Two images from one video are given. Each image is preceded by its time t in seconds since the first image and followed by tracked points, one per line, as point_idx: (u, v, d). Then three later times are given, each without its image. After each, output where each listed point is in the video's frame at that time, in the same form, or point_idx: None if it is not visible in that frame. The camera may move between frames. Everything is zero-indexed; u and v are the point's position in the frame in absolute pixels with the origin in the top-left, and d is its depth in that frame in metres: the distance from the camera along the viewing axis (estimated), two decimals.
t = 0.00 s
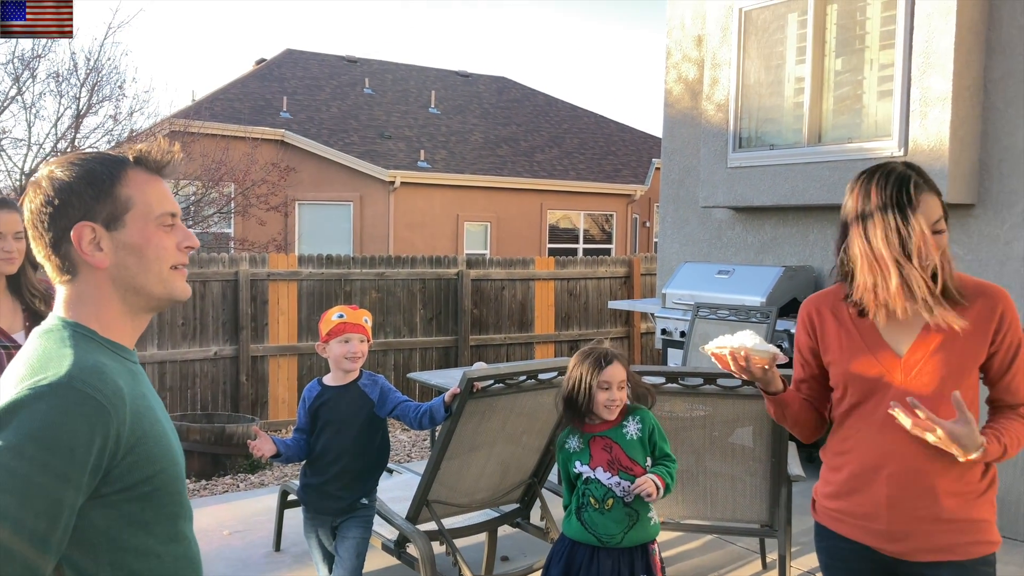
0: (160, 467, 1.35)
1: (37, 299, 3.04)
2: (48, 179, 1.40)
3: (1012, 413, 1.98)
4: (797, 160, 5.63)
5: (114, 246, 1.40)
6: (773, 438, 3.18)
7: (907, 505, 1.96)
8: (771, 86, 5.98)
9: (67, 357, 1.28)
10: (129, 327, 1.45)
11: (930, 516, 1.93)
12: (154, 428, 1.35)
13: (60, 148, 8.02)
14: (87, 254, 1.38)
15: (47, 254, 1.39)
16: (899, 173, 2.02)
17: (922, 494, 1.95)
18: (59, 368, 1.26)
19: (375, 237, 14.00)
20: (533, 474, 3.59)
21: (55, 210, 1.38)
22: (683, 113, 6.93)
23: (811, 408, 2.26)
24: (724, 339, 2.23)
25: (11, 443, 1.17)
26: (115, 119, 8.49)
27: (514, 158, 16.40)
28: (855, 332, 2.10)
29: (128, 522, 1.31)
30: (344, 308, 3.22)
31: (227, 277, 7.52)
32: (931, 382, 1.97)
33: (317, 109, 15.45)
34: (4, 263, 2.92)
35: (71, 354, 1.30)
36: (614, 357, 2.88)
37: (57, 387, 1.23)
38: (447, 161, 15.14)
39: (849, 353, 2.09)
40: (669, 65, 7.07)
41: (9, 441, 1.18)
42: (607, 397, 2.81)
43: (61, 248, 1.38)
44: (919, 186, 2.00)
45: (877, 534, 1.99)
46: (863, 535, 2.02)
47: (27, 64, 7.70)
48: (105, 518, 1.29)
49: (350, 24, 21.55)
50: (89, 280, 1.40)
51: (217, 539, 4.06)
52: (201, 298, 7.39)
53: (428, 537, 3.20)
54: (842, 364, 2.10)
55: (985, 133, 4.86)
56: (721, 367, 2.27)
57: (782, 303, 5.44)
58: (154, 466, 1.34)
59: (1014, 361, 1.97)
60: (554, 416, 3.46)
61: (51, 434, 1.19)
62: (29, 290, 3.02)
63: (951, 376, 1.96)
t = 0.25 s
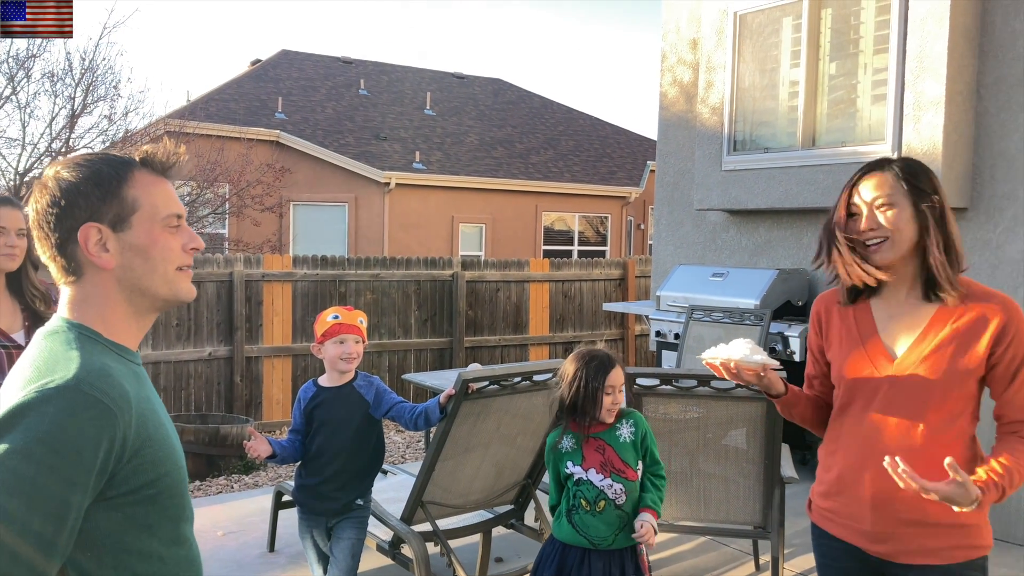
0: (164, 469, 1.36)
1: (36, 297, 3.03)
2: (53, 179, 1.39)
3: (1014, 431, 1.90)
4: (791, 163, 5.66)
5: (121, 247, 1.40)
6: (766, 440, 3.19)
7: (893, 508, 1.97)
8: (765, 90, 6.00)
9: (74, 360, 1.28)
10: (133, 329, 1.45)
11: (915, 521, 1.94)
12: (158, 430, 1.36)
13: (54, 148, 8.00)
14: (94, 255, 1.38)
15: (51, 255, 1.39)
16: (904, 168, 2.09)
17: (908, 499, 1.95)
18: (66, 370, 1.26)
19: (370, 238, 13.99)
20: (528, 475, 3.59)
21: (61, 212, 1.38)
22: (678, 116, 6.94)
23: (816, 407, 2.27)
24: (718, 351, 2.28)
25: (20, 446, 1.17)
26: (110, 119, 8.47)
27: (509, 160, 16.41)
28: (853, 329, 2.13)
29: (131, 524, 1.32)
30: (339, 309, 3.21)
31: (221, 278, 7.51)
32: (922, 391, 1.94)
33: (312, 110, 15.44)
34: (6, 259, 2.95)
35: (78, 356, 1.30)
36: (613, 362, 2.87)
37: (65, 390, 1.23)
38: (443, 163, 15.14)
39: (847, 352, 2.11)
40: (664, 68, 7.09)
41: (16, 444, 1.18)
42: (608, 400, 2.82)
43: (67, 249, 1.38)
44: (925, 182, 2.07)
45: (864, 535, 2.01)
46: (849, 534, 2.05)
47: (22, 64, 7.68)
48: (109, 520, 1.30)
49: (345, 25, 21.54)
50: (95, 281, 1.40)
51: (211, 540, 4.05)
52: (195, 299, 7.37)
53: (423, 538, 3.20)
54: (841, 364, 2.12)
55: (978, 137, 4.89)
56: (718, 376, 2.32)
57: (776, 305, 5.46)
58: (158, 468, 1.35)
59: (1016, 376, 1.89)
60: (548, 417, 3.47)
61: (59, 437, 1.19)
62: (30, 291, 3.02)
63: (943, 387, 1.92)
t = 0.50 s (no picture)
0: (176, 474, 1.35)
1: (35, 293, 3.02)
2: (62, 179, 1.38)
3: (1002, 440, 1.89)
4: (787, 165, 5.68)
5: (136, 246, 1.40)
6: (762, 441, 3.20)
7: (879, 509, 1.98)
8: (762, 92, 6.02)
9: (91, 365, 1.27)
10: (146, 327, 1.46)
11: (901, 523, 1.95)
12: (170, 436, 1.35)
13: (50, 147, 7.98)
14: (111, 254, 1.38)
15: (63, 255, 1.38)
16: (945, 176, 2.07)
17: (896, 501, 1.96)
18: (84, 375, 1.25)
19: (366, 238, 13.99)
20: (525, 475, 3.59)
21: (75, 211, 1.37)
22: (674, 118, 6.96)
23: (813, 407, 2.28)
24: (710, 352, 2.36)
25: (39, 450, 1.16)
26: (106, 118, 8.45)
27: (505, 161, 16.41)
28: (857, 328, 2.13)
29: (140, 529, 1.31)
30: (337, 309, 3.20)
31: (216, 277, 7.49)
32: (915, 395, 1.94)
33: (309, 110, 15.43)
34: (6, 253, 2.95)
35: (94, 360, 1.28)
36: (619, 367, 2.88)
37: (84, 396, 1.22)
38: (439, 163, 15.14)
39: (847, 353, 2.11)
40: (661, 70, 7.10)
41: (35, 449, 1.16)
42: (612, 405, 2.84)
43: (83, 249, 1.37)
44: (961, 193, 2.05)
45: (855, 536, 2.02)
46: (840, 534, 2.05)
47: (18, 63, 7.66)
48: (118, 524, 1.28)
49: (342, 25, 21.52)
50: (110, 281, 1.39)
51: (206, 539, 4.05)
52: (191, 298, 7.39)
53: (419, 537, 3.19)
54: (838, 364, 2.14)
55: (973, 141, 4.91)
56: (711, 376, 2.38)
57: (772, 307, 5.47)
58: (169, 474, 1.34)
59: (1008, 386, 1.88)
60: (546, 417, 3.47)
61: (78, 442, 1.18)
62: (34, 289, 3.02)
63: (935, 392, 1.92)
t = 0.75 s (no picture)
0: (195, 484, 1.34)
1: (36, 292, 3.03)
2: (81, 183, 1.37)
3: (997, 440, 1.91)
4: (784, 168, 5.69)
5: (161, 250, 1.40)
6: (759, 442, 3.21)
7: (876, 512, 1.98)
8: (759, 94, 6.04)
9: (119, 373, 1.27)
10: (166, 330, 1.46)
11: (898, 525, 1.96)
12: (191, 445, 1.35)
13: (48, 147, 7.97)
14: (136, 259, 1.38)
15: (85, 260, 1.38)
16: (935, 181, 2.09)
17: (893, 505, 1.96)
18: (114, 383, 1.24)
19: (363, 239, 13.98)
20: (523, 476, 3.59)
21: (99, 216, 1.36)
22: (672, 120, 6.97)
23: (806, 410, 2.28)
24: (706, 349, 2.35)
25: (69, 460, 1.15)
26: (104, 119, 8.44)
27: (502, 162, 16.42)
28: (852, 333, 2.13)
29: (160, 538, 1.29)
30: (337, 310, 3.22)
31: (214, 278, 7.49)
32: (911, 398, 1.95)
33: (306, 111, 15.42)
34: (7, 249, 2.96)
35: (122, 369, 1.28)
36: (616, 375, 2.92)
37: (114, 404, 1.21)
38: (437, 164, 15.14)
39: (843, 357, 2.12)
40: (658, 73, 7.12)
41: (66, 457, 1.15)
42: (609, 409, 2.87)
43: (107, 253, 1.37)
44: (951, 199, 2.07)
45: (852, 540, 2.02)
46: (837, 538, 2.06)
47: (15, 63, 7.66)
48: (140, 533, 1.27)
49: (340, 26, 21.51)
50: (133, 285, 1.40)
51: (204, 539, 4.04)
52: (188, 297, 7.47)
53: (417, 538, 3.20)
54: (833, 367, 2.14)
55: (970, 144, 4.93)
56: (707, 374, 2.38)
57: (768, 309, 5.49)
58: (191, 482, 1.33)
59: (1003, 386, 1.90)
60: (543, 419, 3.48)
61: (108, 451, 1.17)
62: (34, 287, 3.04)
63: (931, 394, 1.93)
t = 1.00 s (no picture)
0: (232, 489, 1.34)
1: (33, 290, 3.01)
2: (112, 183, 1.37)
3: (992, 445, 1.92)
4: (782, 171, 5.71)
5: (198, 248, 1.39)
6: (756, 445, 3.22)
7: (870, 518, 1.99)
8: (756, 97, 6.04)
9: (163, 379, 1.26)
10: (204, 325, 1.46)
11: (892, 532, 1.96)
12: (228, 451, 1.34)
13: (45, 148, 7.97)
14: (174, 258, 1.37)
15: (120, 260, 1.38)
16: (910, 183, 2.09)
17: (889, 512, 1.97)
18: (157, 389, 1.24)
19: (360, 241, 13.98)
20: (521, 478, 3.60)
21: (136, 216, 1.36)
22: (669, 122, 6.98)
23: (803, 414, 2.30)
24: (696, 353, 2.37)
25: (114, 464, 1.16)
26: (101, 120, 8.43)
27: (500, 164, 16.42)
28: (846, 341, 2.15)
29: (194, 544, 1.28)
30: (335, 312, 3.24)
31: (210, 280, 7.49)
32: (906, 405, 1.95)
33: (304, 112, 15.42)
34: (6, 249, 2.92)
35: (165, 374, 1.28)
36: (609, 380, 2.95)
37: (159, 410, 1.21)
38: (434, 166, 15.14)
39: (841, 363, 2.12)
40: (656, 75, 7.13)
41: (108, 462, 1.16)
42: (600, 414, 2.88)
43: (144, 254, 1.37)
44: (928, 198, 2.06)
45: (847, 545, 2.03)
46: (833, 544, 2.06)
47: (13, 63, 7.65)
48: (176, 539, 1.26)
49: (338, 27, 21.52)
50: (172, 284, 1.40)
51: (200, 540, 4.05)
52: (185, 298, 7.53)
53: (415, 540, 3.20)
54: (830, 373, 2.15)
55: (966, 147, 4.95)
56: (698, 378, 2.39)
57: (766, 311, 5.50)
58: (228, 488, 1.33)
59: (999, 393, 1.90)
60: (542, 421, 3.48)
61: (151, 457, 1.18)
62: (31, 287, 3.01)
63: (926, 402, 1.93)
